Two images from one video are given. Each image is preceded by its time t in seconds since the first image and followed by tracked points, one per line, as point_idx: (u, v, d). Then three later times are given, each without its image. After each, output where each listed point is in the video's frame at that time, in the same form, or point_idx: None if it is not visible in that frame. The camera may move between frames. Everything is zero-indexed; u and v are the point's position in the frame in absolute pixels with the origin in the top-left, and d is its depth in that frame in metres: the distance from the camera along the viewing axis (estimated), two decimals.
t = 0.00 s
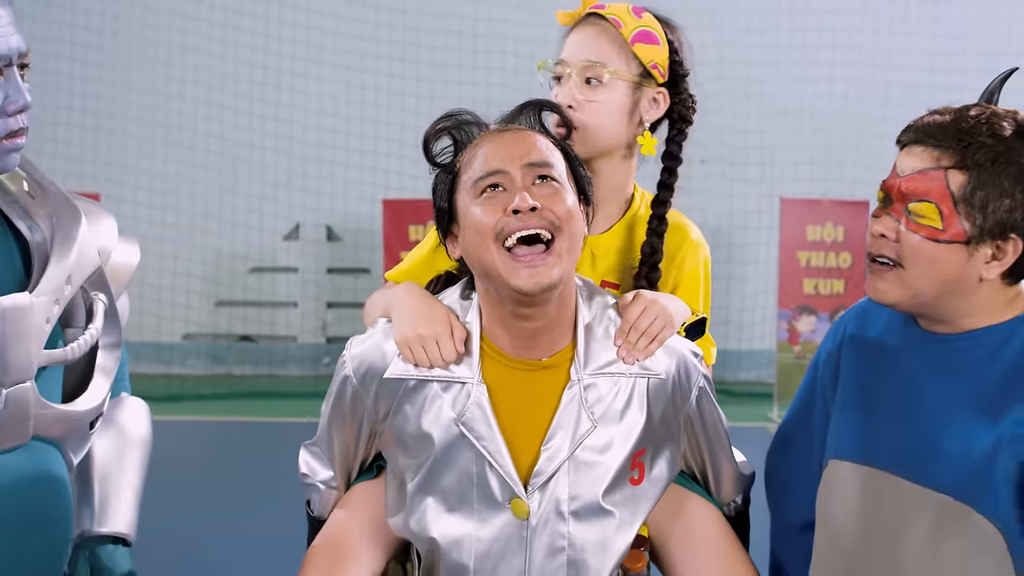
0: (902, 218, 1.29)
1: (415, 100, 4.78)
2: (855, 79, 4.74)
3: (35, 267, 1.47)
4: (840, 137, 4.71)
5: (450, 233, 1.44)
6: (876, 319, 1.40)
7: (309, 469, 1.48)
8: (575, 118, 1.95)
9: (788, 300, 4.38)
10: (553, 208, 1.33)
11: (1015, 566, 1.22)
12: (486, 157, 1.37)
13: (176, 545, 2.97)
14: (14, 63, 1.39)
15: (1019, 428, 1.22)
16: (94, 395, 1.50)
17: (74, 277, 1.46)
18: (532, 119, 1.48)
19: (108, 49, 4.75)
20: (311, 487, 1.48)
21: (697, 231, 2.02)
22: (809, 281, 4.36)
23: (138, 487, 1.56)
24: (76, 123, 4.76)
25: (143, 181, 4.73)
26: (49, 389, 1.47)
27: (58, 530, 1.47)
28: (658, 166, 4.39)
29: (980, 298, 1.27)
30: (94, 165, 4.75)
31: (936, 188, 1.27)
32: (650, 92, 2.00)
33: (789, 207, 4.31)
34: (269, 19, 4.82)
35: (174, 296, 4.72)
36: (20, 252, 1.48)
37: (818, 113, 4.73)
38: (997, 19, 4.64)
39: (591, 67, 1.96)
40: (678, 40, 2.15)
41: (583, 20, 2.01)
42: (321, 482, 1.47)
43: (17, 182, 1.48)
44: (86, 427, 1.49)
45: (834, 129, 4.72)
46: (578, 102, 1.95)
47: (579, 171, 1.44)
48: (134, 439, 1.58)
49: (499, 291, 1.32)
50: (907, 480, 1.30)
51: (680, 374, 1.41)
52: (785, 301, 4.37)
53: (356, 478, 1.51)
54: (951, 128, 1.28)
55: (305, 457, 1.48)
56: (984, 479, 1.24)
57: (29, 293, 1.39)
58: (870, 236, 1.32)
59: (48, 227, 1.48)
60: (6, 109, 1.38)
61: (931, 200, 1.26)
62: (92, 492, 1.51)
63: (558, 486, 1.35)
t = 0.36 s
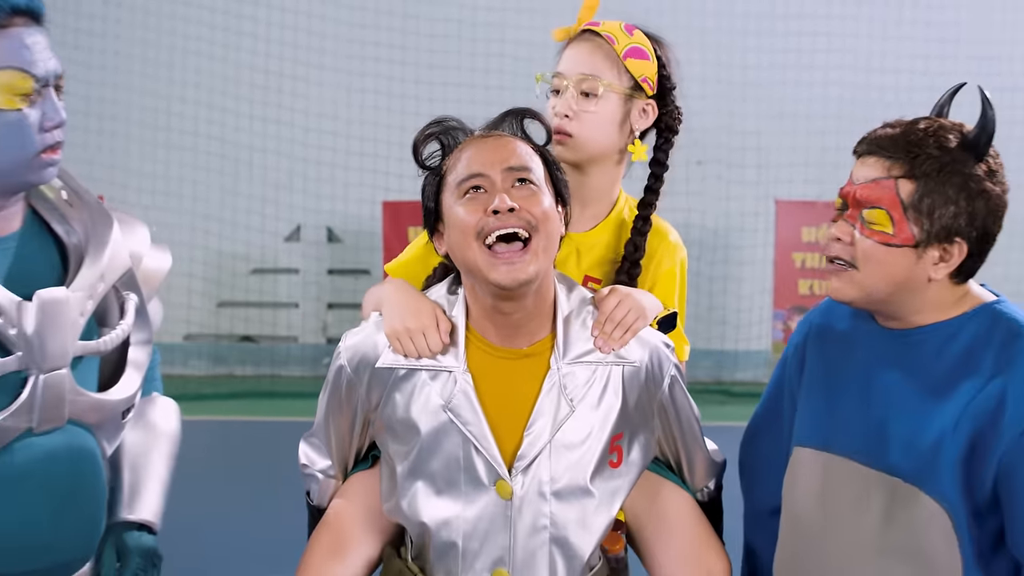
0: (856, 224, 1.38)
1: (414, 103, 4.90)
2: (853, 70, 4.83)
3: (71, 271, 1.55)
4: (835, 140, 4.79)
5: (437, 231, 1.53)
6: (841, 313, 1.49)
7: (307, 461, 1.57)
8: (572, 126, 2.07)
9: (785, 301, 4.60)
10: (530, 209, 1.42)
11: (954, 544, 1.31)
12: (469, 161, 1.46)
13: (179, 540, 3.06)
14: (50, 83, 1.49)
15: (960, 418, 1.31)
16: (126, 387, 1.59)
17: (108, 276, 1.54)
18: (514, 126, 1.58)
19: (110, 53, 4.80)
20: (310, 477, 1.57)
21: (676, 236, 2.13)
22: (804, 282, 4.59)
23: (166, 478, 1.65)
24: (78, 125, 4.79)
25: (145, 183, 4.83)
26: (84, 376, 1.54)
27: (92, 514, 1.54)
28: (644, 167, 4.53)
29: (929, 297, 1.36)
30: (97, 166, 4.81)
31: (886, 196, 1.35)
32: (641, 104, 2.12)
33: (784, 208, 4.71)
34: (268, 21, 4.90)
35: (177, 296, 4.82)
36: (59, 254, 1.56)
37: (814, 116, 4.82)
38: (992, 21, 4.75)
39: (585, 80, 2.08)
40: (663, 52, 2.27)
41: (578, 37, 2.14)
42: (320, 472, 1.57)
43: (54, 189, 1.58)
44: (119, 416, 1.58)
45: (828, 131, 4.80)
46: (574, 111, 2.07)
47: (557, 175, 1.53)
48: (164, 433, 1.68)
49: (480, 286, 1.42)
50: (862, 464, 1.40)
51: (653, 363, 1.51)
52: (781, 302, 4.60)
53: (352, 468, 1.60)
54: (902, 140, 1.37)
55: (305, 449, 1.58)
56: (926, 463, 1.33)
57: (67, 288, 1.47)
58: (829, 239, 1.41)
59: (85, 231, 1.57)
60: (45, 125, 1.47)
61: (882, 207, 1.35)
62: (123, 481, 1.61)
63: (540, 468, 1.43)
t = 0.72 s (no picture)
0: (818, 228, 1.49)
1: (415, 103, 5.00)
2: (850, 70, 4.91)
3: (132, 267, 1.63)
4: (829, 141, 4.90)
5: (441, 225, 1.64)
6: (805, 305, 1.60)
7: (315, 438, 1.68)
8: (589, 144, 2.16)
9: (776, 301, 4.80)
10: (520, 209, 1.53)
11: (908, 518, 1.44)
12: (465, 162, 1.57)
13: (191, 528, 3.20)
14: (120, 100, 1.58)
15: (912, 403, 1.44)
16: (179, 373, 1.65)
17: (164, 273, 1.62)
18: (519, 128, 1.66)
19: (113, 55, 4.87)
20: (316, 454, 1.68)
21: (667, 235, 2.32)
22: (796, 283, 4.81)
23: (210, 464, 1.73)
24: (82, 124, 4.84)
25: (148, 184, 4.91)
26: (141, 363, 1.61)
27: (139, 492, 1.62)
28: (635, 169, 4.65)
29: (886, 293, 1.48)
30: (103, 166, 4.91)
31: (846, 203, 1.46)
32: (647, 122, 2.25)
33: (780, 207, 4.85)
34: (269, 23, 4.99)
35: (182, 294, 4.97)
36: (122, 253, 1.65)
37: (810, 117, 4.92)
38: (985, 22, 4.87)
39: (604, 101, 2.17)
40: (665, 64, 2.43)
41: (588, 51, 2.21)
42: (325, 449, 1.67)
43: (123, 198, 1.67)
44: (171, 401, 1.64)
45: (822, 133, 4.90)
46: (591, 130, 2.16)
47: (554, 174, 1.62)
48: (214, 424, 1.76)
49: (474, 279, 1.54)
50: (824, 446, 1.50)
51: (642, 352, 1.61)
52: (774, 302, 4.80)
53: (357, 447, 1.70)
54: (860, 151, 1.47)
55: (311, 426, 1.68)
56: (883, 444, 1.45)
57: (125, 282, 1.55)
58: (792, 241, 1.52)
59: (147, 231, 1.65)
60: (112, 138, 1.57)
61: (841, 214, 1.46)
62: (170, 459, 1.69)
63: (535, 448, 1.54)
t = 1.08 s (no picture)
0: (795, 227, 1.57)
1: (415, 101, 5.10)
2: (846, 71, 5.01)
3: (162, 259, 1.71)
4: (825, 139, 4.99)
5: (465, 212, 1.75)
6: (785, 296, 1.70)
7: (335, 417, 1.77)
8: (608, 148, 2.32)
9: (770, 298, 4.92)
10: (518, 208, 1.61)
11: (883, 492, 1.54)
12: (477, 159, 1.66)
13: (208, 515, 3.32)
14: (151, 101, 1.67)
15: (886, 385, 1.54)
16: (204, 360, 1.72)
17: (190, 266, 1.69)
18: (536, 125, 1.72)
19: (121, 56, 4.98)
20: (336, 434, 1.77)
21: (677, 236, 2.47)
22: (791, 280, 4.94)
23: (234, 444, 1.82)
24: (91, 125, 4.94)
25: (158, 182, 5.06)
26: (169, 351, 1.68)
27: (167, 472, 1.71)
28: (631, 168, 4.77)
29: (861, 284, 1.58)
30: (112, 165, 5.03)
31: (821, 204, 1.55)
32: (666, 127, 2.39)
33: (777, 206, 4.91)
34: (272, 23, 5.09)
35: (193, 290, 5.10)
36: (152, 247, 1.73)
37: (807, 115, 5.00)
38: (982, 22, 4.94)
39: (625, 108, 2.31)
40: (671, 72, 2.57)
41: (613, 58, 2.35)
42: (344, 429, 1.77)
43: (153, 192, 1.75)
44: (196, 386, 1.72)
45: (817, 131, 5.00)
46: (611, 135, 2.31)
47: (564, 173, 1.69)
48: (238, 404, 1.86)
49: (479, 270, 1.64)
50: (805, 427, 1.60)
51: (646, 339, 1.70)
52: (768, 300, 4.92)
53: (374, 426, 1.79)
54: (834, 154, 1.56)
55: (331, 408, 1.77)
56: (859, 424, 1.55)
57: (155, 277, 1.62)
58: (771, 239, 1.61)
59: (175, 227, 1.73)
60: (145, 137, 1.66)
61: (817, 213, 1.55)
62: (196, 438, 1.79)
63: (544, 429, 1.63)
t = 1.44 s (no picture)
0: (788, 230, 1.68)
1: (419, 102, 5.27)
2: (846, 71, 5.15)
3: (203, 254, 1.84)
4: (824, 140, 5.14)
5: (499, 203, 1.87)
6: (779, 293, 1.82)
7: (362, 402, 1.90)
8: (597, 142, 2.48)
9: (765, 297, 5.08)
10: (508, 214, 1.72)
11: (875, 475, 1.65)
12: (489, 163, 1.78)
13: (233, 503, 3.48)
14: (197, 106, 1.78)
15: (875, 374, 1.66)
16: (241, 351, 1.85)
17: (231, 260, 1.81)
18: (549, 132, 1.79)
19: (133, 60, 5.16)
20: (363, 418, 1.90)
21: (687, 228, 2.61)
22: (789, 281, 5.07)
23: (268, 430, 1.95)
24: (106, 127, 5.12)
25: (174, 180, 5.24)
26: (210, 340, 1.81)
27: (206, 454, 1.81)
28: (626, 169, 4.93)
29: (851, 280, 1.70)
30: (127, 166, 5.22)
31: (813, 208, 1.66)
32: (658, 121, 2.52)
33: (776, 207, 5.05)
34: (277, 23, 5.27)
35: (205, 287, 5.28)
36: (193, 244, 1.86)
37: (808, 116, 5.13)
38: (981, 24, 5.09)
39: (610, 103, 2.48)
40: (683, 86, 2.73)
41: (604, 63, 2.54)
42: (371, 413, 1.89)
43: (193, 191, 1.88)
44: (235, 374, 1.84)
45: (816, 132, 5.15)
46: (599, 130, 2.48)
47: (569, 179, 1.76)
48: (271, 394, 1.98)
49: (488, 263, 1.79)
50: (801, 415, 1.72)
51: (656, 328, 1.81)
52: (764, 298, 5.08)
53: (401, 410, 1.91)
54: (823, 161, 1.68)
55: (359, 393, 1.90)
56: (850, 410, 1.66)
57: (198, 270, 1.74)
58: (766, 242, 1.72)
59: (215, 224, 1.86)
60: (192, 139, 1.77)
61: (809, 217, 1.66)
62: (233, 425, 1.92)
63: (558, 412, 1.74)
